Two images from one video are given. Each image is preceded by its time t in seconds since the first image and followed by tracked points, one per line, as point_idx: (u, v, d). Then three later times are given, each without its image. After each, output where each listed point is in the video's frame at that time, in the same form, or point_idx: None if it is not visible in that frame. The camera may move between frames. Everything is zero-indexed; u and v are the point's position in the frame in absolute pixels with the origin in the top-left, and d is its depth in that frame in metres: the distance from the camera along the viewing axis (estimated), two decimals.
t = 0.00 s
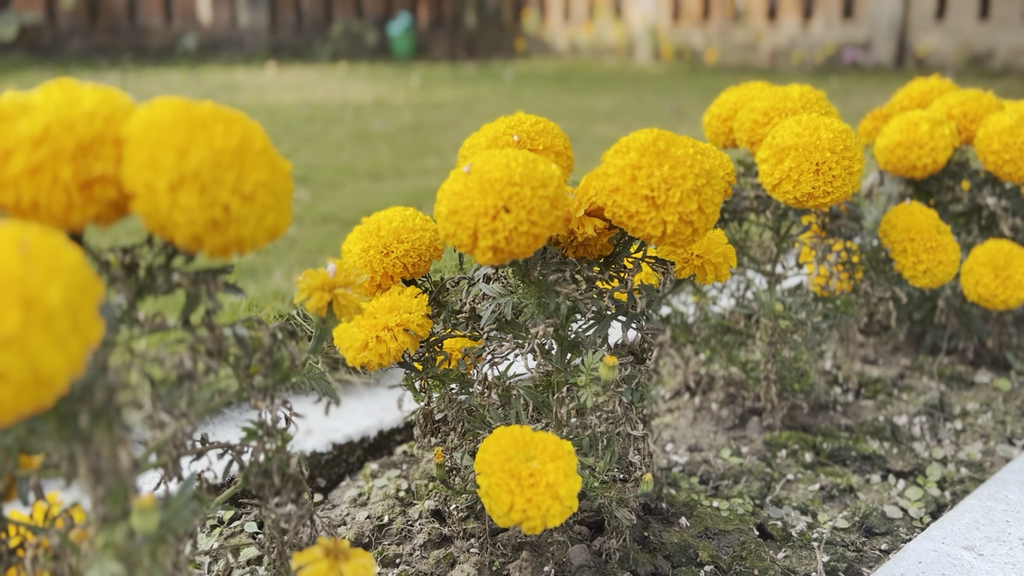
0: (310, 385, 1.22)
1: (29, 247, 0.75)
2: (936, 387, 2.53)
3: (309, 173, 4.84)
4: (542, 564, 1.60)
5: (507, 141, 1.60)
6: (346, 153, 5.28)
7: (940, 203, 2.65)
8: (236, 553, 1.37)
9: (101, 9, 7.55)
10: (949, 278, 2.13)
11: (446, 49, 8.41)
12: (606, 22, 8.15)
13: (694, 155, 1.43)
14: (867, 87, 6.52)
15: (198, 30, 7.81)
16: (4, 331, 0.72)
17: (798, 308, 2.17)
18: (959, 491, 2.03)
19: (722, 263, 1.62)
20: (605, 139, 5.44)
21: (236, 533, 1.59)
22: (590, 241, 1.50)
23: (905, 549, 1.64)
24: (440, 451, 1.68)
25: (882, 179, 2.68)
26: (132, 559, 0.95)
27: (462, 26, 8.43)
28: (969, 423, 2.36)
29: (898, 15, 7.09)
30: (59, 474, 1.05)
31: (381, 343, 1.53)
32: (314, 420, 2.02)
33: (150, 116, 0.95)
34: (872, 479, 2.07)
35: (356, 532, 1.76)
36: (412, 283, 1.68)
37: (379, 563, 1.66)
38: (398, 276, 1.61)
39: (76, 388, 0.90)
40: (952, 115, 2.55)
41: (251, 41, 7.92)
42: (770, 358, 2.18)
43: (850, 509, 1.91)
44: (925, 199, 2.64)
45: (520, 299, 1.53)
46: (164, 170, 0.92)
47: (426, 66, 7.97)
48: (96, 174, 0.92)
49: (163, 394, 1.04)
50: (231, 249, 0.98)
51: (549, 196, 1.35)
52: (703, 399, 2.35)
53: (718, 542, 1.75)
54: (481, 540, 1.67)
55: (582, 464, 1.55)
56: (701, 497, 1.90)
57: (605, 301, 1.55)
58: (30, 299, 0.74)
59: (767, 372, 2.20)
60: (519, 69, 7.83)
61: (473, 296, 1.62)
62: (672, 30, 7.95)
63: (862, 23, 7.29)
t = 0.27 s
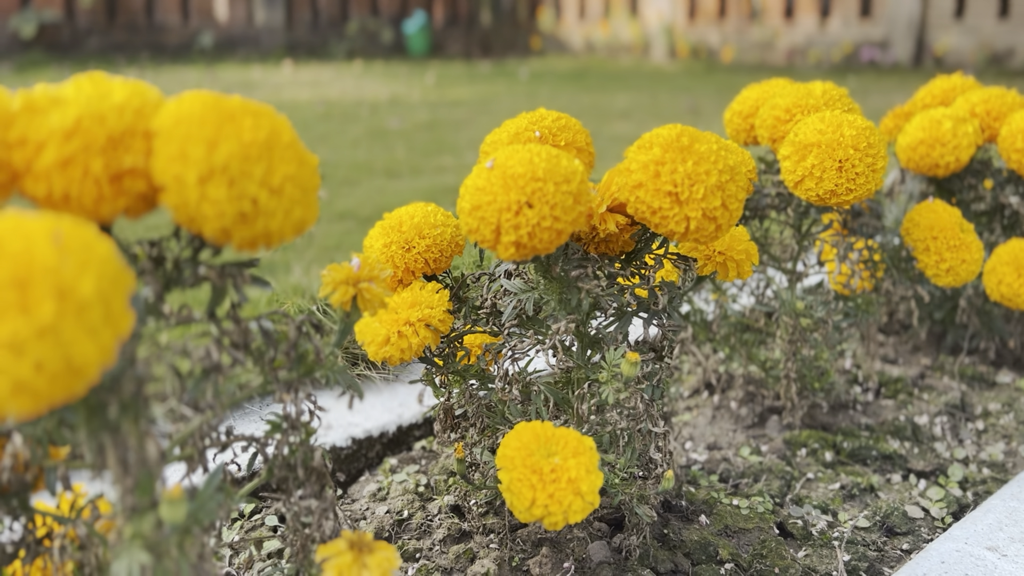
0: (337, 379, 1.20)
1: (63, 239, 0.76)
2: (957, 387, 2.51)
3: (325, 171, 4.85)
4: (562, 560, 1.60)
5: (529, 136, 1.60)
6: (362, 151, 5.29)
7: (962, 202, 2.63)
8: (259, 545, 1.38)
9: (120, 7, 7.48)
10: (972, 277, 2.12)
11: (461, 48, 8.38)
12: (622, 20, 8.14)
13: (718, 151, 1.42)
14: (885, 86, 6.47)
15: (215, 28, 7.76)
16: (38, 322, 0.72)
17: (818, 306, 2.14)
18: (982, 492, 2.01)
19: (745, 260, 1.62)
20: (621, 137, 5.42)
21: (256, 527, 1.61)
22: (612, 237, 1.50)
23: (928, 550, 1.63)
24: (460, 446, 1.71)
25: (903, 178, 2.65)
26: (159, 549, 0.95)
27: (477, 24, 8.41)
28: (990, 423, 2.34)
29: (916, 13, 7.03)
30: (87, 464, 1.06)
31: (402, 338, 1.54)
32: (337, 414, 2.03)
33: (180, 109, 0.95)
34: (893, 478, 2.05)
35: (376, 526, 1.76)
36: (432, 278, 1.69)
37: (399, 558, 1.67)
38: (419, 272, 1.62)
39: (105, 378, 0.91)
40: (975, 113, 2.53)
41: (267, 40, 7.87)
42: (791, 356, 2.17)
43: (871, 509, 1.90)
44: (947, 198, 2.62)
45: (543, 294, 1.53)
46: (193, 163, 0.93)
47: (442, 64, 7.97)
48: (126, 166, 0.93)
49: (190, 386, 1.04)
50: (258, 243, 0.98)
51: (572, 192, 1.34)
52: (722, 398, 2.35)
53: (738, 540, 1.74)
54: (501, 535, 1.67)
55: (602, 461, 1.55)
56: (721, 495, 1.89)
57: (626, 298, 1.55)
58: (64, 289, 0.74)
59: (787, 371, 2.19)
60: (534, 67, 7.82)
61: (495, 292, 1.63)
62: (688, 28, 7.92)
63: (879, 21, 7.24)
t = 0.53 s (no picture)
0: (366, 374, 1.23)
1: (101, 232, 0.77)
2: (980, 388, 2.49)
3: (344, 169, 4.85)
4: (584, 557, 1.60)
5: (554, 134, 1.59)
6: (380, 149, 5.29)
7: (986, 202, 2.60)
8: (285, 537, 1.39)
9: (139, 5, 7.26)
10: (997, 277, 2.10)
11: (478, 46, 8.39)
12: (638, 19, 8.11)
13: (745, 148, 1.42)
14: (904, 85, 6.42)
15: (233, 27, 7.58)
16: (77, 314, 0.73)
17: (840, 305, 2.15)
18: (1006, 493, 2.00)
19: (769, 258, 1.62)
20: (638, 136, 5.40)
21: (279, 521, 1.60)
22: (637, 235, 1.50)
23: (952, 551, 1.62)
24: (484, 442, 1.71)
25: (927, 177, 2.63)
26: (191, 539, 0.96)
27: (494, 23, 8.41)
28: (1014, 425, 2.32)
29: (936, 12, 6.98)
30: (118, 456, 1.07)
31: (427, 334, 1.53)
32: (360, 411, 2.03)
33: (213, 104, 0.96)
34: (915, 479, 2.04)
35: (397, 521, 1.76)
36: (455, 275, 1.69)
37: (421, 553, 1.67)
38: (443, 268, 1.62)
39: (138, 370, 0.91)
40: (1000, 112, 2.49)
41: (285, 39, 7.71)
42: (813, 356, 2.16)
43: (894, 509, 1.89)
44: (971, 197, 2.60)
45: (566, 291, 1.51)
46: (226, 158, 0.93)
47: (458, 62, 7.97)
48: (160, 161, 0.94)
49: (221, 378, 1.05)
50: (289, 237, 0.99)
51: (598, 189, 1.34)
52: (743, 397, 2.34)
53: (760, 539, 1.74)
54: (523, 532, 1.67)
55: (625, 459, 1.55)
56: (743, 494, 1.88)
57: (649, 297, 1.55)
58: (102, 282, 0.75)
59: (809, 370, 2.18)
60: (550, 66, 7.81)
61: (518, 288, 1.64)
62: (705, 27, 7.90)
63: (898, 20, 7.19)
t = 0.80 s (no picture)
0: (399, 370, 1.25)
1: (149, 226, 0.78)
2: (1008, 389, 2.47)
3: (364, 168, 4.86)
4: (611, 555, 1.61)
5: (583, 131, 1.59)
6: (400, 148, 5.30)
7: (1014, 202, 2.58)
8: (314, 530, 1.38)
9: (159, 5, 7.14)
10: None
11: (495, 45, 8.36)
12: (657, 18, 8.09)
13: (776, 146, 1.42)
14: (926, 85, 6.37)
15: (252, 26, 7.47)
16: (128, 306, 0.74)
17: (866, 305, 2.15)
18: None
19: (799, 257, 1.62)
20: (658, 135, 5.39)
21: (308, 516, 1.62)
22: (666, 233, 1.49)
23: (982, 552, 1.61)
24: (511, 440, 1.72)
25: (954, 177, 2.61)
26: (231, 531, 0.97)
27: (512, 23, 8.37)
28: None
29: (958, 12, 6.93)
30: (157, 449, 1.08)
31: (456, 331, 1.54)
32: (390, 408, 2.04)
33: (254, 101, 0.97)
34: (943, 480, 2.03)
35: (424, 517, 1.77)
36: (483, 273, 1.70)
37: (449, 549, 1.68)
38: (472, 266, 1.63)
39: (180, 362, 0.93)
40: None
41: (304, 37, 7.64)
42: (840, 356, 2.15)
43: (922, 511, 1.88)
44: (999, 197, 2.57)
45: (595, 290, 1.52)
46: (268, 154, 0.94)
47: (476, 61, 7.95)
48: (203, 156, 0.95)
49: (259, 373, 1.06)
50: (328, 233, 1.00)
51: (630, 186, 1.34)
52: (768, 397, 2.33)
53: (787, 539, 1.74)
54: (550, 529, 1.67)
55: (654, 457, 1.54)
56: (769, 493, 1.88)
57: (679, 294, 1.55)
58: (150, 275, 0.76)
59: (835, 370, 2.17)
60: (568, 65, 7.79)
61: (547, 286, 1.64)
62: (724, 27, 7.85)
63: (920, 19, 7.14)
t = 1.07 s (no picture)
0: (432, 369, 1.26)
1: (196, 224, 0.79)
2: None
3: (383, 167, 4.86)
4: (638, 554, 1.61)
5: (612, 132, 1.60)
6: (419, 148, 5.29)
7: None
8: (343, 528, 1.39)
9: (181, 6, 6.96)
10: None
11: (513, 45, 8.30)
12: (675, 19, 8.05)
13: (807, 147, 1.42)
14: (949, 86, 6.33)
15: (271, 27, 7.27)
16: (177, 303, 0.75)
17: (894, 307, 2.15)
18: None
19: (828, 258, 1.61)
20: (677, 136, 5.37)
21: (336, 513, 1.63)
22: (696, 234, 1.49)
23: (1011, 556, 1.60)
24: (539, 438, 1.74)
25: (980, 178, 2.59)
26: (271, 525, 0.98)
27: (530, 23, 8.32)
28: None
29: (980, 12, 6.88)
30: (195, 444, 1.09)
31: (485, 330, 1.55)
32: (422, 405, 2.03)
33: (295, 102, 0.99)
34: (970, 484, 2.02)
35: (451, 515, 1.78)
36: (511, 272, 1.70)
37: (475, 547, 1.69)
38: (501, 266, 1.63)
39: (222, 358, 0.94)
40: None
41: (322, 38, 7.43)
42: (866, 358, 2.14)
43: (950, 514, 1.88)
44: None
45: (624, 290, 1.51)
46: (309, 154, 0.96)
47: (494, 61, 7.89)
48: (245, 156, 0.96)
49: (296, 370, 1.07)
50: (366, 232, 1.01)
51: (661, 187, 1.34)
52: (793, 398, 2.31)
53: (814, 540, 1.74)
54: (576, 529, 1.68)
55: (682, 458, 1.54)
56: (796, 495, 1.88)
57: (710, 294, 1.53)
58: (198, 272, 0.78)
59: (862, 372, 2.16)
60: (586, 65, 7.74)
61: (576, 285, 1.60)
62: (743, 27, 7.82)
63: (941, 20, 7.08)
